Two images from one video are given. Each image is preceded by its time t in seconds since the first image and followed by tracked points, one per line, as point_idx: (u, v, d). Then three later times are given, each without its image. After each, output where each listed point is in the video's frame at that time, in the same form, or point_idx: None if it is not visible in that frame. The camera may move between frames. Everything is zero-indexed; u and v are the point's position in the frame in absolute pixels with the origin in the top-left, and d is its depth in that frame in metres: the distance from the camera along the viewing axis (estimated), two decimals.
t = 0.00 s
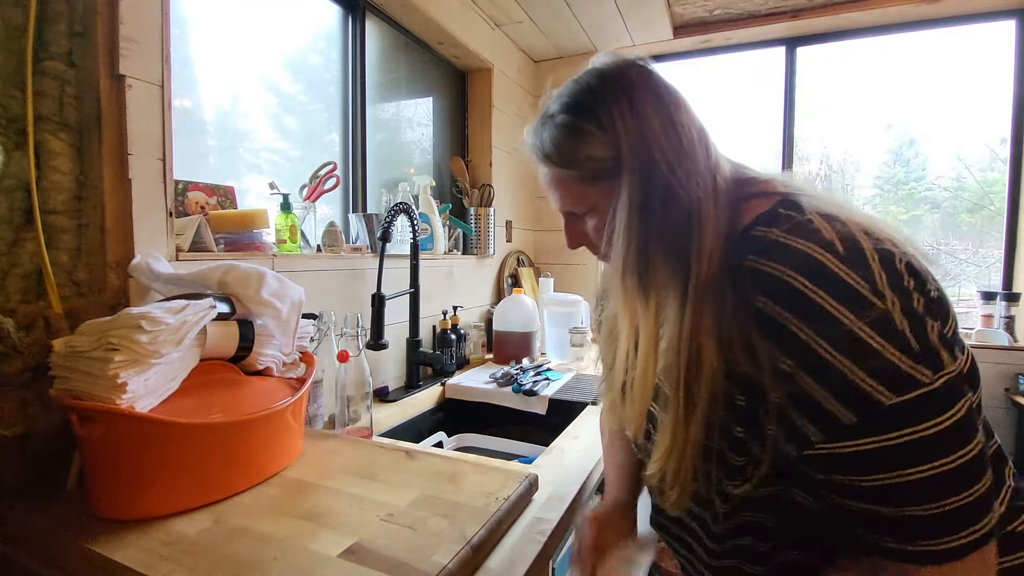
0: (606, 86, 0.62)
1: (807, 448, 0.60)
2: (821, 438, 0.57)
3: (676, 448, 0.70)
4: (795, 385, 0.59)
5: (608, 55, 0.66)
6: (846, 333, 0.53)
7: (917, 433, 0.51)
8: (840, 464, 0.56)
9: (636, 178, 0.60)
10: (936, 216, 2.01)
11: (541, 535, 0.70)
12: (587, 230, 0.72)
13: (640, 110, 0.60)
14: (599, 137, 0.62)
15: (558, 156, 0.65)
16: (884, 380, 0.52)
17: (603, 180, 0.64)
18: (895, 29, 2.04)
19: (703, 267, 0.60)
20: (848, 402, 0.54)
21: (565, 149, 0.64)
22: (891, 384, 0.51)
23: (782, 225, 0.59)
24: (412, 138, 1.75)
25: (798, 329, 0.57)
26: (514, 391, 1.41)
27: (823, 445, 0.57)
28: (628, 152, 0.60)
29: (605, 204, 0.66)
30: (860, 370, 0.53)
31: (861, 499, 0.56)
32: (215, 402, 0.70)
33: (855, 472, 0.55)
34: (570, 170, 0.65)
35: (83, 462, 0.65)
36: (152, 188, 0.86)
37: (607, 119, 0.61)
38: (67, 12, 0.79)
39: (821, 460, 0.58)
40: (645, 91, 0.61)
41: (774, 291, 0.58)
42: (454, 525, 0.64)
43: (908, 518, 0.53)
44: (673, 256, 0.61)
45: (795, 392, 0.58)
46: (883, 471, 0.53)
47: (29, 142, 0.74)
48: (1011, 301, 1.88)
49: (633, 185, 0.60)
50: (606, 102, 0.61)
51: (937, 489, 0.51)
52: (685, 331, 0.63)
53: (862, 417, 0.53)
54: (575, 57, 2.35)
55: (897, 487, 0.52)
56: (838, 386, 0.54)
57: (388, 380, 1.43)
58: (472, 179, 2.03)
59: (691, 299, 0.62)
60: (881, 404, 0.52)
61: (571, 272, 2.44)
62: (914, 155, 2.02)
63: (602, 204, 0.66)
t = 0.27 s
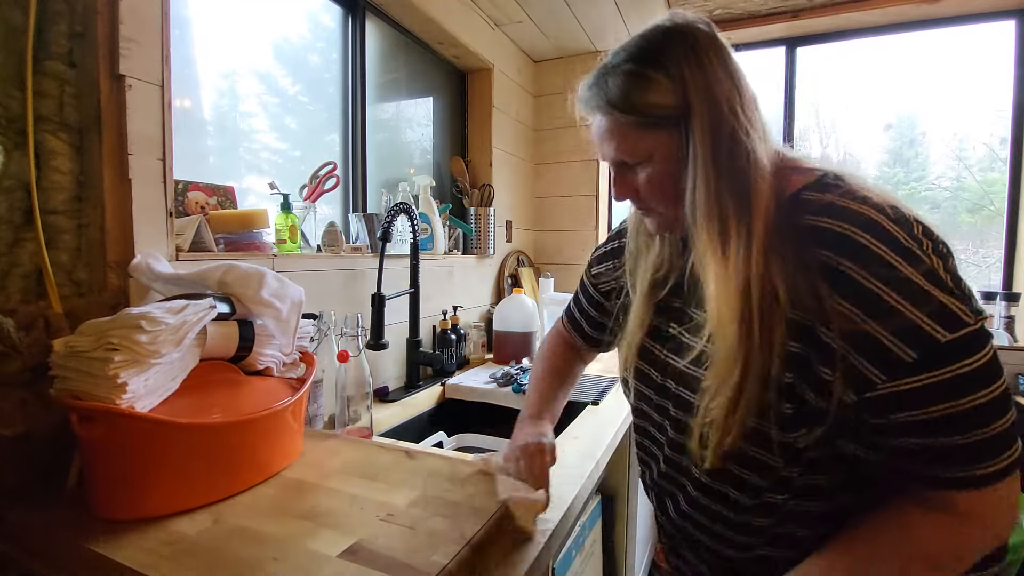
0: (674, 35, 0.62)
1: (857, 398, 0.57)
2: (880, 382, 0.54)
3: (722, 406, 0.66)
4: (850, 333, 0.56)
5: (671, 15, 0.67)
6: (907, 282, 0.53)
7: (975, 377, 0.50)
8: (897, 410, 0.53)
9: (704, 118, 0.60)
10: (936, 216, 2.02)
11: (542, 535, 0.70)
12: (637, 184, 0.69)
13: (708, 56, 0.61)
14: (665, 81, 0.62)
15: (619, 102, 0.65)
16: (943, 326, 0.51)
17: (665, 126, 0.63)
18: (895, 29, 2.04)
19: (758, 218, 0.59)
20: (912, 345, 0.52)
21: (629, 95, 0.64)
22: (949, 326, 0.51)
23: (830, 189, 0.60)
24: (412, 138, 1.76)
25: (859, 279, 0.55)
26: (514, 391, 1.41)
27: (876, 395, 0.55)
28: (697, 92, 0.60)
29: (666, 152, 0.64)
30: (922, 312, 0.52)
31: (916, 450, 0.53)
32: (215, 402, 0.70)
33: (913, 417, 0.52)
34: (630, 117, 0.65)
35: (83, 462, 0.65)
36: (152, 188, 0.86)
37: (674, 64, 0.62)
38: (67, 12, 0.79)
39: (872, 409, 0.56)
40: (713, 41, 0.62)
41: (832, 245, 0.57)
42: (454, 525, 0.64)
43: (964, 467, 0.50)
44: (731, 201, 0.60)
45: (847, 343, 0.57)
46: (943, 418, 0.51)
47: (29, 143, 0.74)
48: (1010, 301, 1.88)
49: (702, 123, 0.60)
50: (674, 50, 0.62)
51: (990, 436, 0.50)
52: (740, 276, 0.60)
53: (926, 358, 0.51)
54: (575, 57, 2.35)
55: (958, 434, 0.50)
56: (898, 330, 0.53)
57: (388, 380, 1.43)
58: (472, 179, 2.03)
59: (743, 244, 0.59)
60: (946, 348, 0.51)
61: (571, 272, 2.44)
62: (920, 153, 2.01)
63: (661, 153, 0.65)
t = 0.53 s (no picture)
0: (669, 46, 0.67)
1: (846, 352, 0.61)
2: (862, 333, 0.59)
3: (716, 373, 0.69)
4: (830, 293, 0.62)
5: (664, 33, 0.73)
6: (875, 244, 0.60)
7: (939, 324, 0.56)
8: (880, 357, 0.58)
9: (694, 123, 0.65)
10: (936, 216, 2.02)
11: (541, 535, 0.70)
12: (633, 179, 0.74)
13: (700, 67, 0.66)
14: (661, 88, 0.67)
15: (619, 107, 0.70)
16: (910, 280, 0.57)
17: (659, 128, 0.68)
18: (895, 29, 2.04)
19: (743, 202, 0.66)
20: (884, 297, 0.58)
21: (627, 102, 0.69)
22: (911, 280, 0.57)
23: (798, 180, 0.68)
24: (412, 138, 1.76)
25: (835, 246, 0.62)
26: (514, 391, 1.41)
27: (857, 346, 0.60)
28: (689, 99, 0.65)
29: (659, 153, 0.70)
30: (888, 271, 0.58)
31: (898, 393, 0.58)
32: (215, 402, 0.70)
33: (894, 362, 0.57)
34: (629, 122, 0.70)
35: (83, 461, 0.65)
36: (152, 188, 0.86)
37: (671, 73, 0.67)
38: (67, 12, 0.79)
39: (854, 362, 0.61)
40: (703, 54, 0.67)
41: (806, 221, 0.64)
42: (454, 525, 0.64)
43: (942, 401, 0.56)
44: (718, 195, 0.65)
45: (826, 303, 0.62)
46: (920, 359, 0.56)
47: (29, 142, 0.74)
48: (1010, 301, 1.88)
49: (688, 127, 0.66)
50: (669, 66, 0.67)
51: (956, 374, 0.56)
52: (729, 253, 0.65)
53: (898, 309, 0.57)
54: (575, 57, 2.35)
55: (932, 371, 0.56)
56: (869, 284, 0.59)
57: (388, 380, 1.43)
58: (472, 179, 2.03)
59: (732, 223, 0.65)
60: (914, 298, 0.57)
61: (572, 272, 2.44)
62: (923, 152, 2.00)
63: (656, 152, 0.70)
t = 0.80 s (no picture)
0: (655, 54, 0.71)
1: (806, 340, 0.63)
2: (821, 322, 0.61)
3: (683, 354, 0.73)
4: (790, 283, 0.64)
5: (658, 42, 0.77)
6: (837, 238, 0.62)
7: (893, 315, 0.58)
8: (835, 345, 0.60)
9: (671, 129, 0.70)
10: (936, 216, 2.02)
11: (542, 535, 0.70)
12: (623, 178, 0.79)
13: (679, 75, 0.70)
14: (644, 94, 0.71)
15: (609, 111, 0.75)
16: (867, 272, 0.59)
17: (642, 132, 0.73)
18: (895, 29, 2.04)
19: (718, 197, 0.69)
20: (840, 288, 0.60)
21: (616, 107, 0.74)
22: (867, 273, 0.59)
23: (776, 180, 0.70)
24: (412, 138, 1.76)
25: (796, 241, 0.64)
26: (515, 391, 1.41)
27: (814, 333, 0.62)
28: (668, 106, 0.70)
29: (642, 155, 0.74)
30: (843, 263, 0.60)
31: (856, 378, 0.59)
32: (215, 402, 0.70)
33: (848, 350, 0.59)
34: (618, 123, 0.74)
35: (83, 461, 0.65)
36: (152, 189, 0.86)
37: (654, 79, 0.71)
38: (67, 12, 0.79)
39: (813, 350, 0.63)
40: (686, 62, 0.71)
41: (773, 218, 0.67)
42: (454, 525, 0.64)
43: (896, 388, 0.57)
44: (692, 189, 0.70)
45: (789, 294, 0.65)
46: (873, 346, 0.58)
47: (29, 142, 0.74)
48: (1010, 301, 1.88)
49: (664, 133, 0.70)
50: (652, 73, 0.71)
51: (910, 363, 0.57)
52: (694, 243, 0.70)
53: (852, 299, 0.59)
54: (575, 57, 2.35)
55: (884, 358, 0.57)
56: (826, 276, 0.61)
57: (388, 380, 1.43)
58: (472, 179, 2.03)
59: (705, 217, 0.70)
60: (869, 289, 0.58)
61: (572, 272, 2.44)
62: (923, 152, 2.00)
63: (640, 155, 0.74)
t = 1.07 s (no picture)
0: (664, 57, 0.76)
1: (800, 316, 0.64)
2: (814, 298, 0.63)
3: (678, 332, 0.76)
4: (782, 262, 0.66)
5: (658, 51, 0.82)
6: (828, 221, 0.64)
7: (882, 290, 0.60)
8: (828, 318, 0.62)
9: (685, 122, 0.74)
10: (936, 216, 2.02)
11: (541, 535, 0.70)
12: (631, 172, 0.81)
13: (689, 75, 0.75)
14: (656, 89, 0.75)
15: (619, 106, 0.77)
16: (857, 251, 0.61)
17: (653, 125, 0.76)
18: (894, 29, 2.05)
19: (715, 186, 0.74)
20: (831, 265, 0.62)
21: (627, 101, 0.76)
22: (857, 252, 0.61)
23: (770, 172, 0.74)
24: (412, 138, 1.76)
25: (788, 223, 0.66)
26: (514, 390, 1.41)
27: (806, 309, 0.64)
28: (681, 102, 0.74)
29: (654, 148, 0.77)
30: (834, 242, 0.62)
31: (845, 351, 0.61)
32: (215, 401, 0.70)
33: (839, 323, 0.61)
34: (628, 118, 0.77)
35: (83, 461, 0.65)
36: (153, 189, 0.86)
37: (663, 78, 0.75)
38: (67, 12, 0.79)
39: (804, 325, 0.64)
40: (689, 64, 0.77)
41: (766, 203, 0.70)
42: (454, 525, 0.64)
43: (884, 359, 0.59)
44: (698, 176, 0.74)
45: (780, 273, 0.66)
46: (863, 318, 0.60)
47: (29, 142, 0.74)
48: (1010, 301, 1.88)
49: (679, 125, 0.74)
50: (659, 72, 0.76)
51: (892, 337, 0.59)
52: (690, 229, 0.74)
53: (844, 275, 0.61)
54: (575, 57, 2.35)
55: (873, 330, 0.59)
56: (818, 254, 0.63)
57: (388, 380, 1.43)
58: (472, 179, 2.03)
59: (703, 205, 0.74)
60: (860, 265, 0.60)
61: (572, 272, 2.43)
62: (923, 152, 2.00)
63: (650, 148, 0.78)
